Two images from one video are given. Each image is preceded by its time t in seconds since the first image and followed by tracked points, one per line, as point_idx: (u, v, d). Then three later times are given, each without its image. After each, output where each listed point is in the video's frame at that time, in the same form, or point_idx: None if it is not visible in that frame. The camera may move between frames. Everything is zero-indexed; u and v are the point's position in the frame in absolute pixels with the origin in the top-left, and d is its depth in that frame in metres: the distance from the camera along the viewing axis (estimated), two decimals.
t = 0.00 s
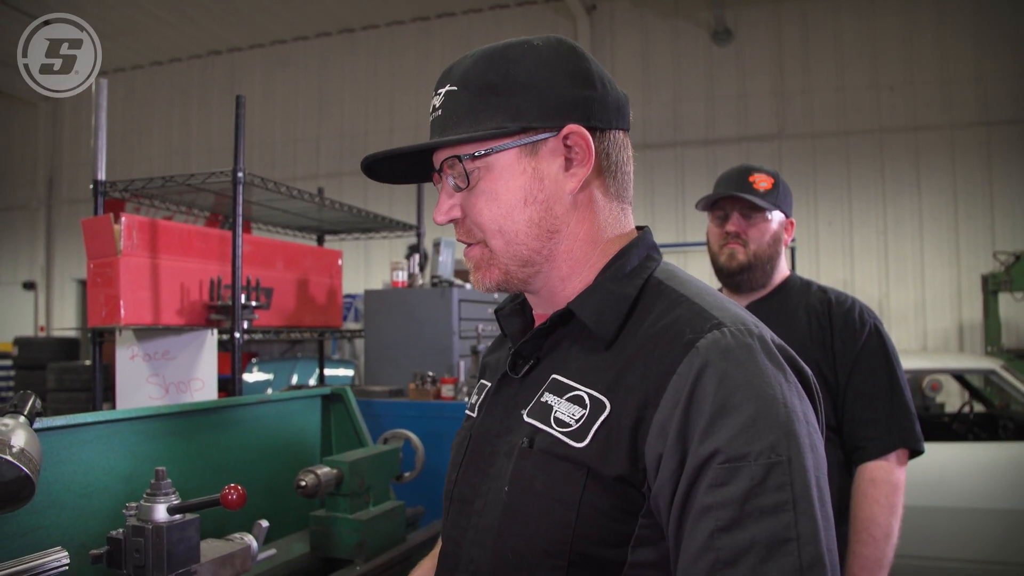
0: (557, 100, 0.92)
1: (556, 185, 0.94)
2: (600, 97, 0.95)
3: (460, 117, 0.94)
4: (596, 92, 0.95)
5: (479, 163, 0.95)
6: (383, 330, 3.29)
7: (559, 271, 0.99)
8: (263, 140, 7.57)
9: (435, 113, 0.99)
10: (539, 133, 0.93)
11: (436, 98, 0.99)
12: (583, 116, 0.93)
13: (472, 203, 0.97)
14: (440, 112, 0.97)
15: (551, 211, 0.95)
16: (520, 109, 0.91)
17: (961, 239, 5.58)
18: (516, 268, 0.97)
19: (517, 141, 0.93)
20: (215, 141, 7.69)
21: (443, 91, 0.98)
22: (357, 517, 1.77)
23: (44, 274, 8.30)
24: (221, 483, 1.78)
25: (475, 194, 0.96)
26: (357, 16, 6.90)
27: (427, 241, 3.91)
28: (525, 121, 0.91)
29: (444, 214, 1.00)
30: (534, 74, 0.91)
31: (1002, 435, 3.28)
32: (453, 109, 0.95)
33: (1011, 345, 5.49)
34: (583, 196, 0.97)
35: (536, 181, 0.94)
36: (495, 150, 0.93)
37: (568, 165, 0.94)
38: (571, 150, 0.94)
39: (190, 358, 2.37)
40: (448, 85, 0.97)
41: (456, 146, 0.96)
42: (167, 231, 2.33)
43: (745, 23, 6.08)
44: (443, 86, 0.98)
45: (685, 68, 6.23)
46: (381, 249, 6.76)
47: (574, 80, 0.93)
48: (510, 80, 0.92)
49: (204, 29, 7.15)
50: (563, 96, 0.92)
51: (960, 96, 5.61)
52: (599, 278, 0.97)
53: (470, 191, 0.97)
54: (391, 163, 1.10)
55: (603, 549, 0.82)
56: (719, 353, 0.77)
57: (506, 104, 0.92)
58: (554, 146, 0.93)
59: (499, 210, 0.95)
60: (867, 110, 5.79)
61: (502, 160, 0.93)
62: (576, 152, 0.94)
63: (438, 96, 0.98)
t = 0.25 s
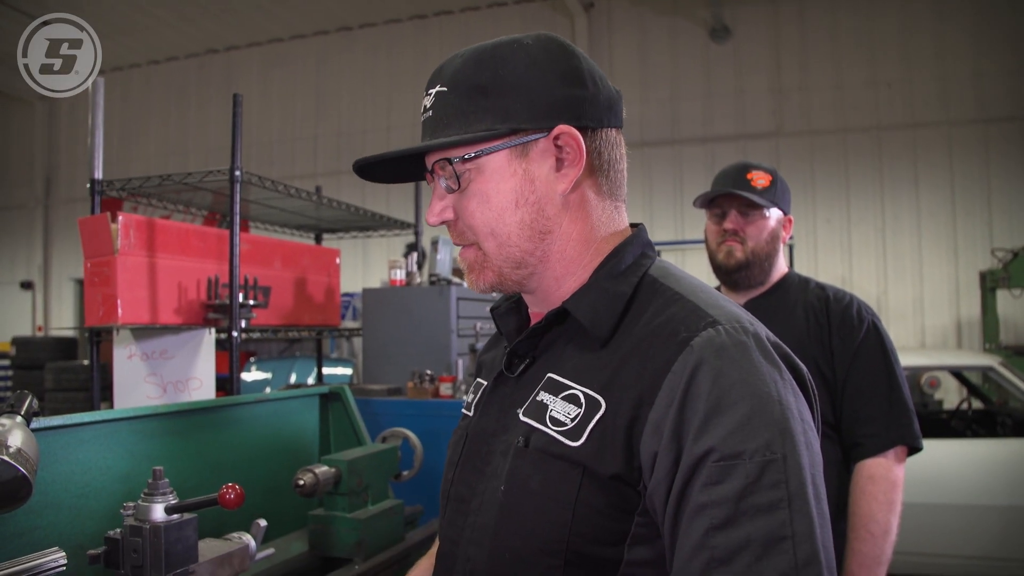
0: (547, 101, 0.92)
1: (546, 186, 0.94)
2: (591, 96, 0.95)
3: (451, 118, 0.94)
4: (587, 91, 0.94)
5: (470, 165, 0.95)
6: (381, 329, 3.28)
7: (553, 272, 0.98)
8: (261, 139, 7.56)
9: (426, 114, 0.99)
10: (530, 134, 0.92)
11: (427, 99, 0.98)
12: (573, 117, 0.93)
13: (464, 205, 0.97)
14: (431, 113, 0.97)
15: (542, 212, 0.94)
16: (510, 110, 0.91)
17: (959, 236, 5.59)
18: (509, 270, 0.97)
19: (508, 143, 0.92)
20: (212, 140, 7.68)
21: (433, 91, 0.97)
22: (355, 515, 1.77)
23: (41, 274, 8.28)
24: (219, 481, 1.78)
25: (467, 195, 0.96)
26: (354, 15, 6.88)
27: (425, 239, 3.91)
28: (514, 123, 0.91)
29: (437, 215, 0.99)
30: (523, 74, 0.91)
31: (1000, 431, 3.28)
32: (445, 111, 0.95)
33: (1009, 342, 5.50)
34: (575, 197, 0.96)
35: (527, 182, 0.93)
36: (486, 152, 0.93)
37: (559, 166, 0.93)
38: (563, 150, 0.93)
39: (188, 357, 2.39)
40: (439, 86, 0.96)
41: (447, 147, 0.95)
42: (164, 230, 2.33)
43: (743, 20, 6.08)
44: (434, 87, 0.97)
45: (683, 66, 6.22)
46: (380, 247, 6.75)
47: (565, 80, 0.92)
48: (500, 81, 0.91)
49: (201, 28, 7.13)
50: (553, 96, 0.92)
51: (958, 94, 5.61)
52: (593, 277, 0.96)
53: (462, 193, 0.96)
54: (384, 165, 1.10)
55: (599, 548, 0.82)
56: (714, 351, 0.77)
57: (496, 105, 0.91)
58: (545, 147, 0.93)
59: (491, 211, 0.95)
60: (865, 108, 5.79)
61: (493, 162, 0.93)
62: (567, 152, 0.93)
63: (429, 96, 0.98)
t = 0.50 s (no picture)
0: (539, 103, 0.91)
1: (538, 190, 0.93)
2: (583, 97, 0.94)
3: (443, 121, 0.93)
4: (579, 93, 0.94)
5: (461, 168, 0.94)
6: (378, 328, 3.28)
7: (546, 274, 0.98)
8: (257, 138, 7.55)
9: (417, 114, 0.98)
10: (521, 137, 0.92)
11: (418, 100, 0.97)
12: (565, 119, 0.92)
13: (456, 209, 0.96)
14: (422, 114, 0.96)
15: (535, 216, 0.94)
16: (502, 113, 0.91)
17: (955, 233, 5.59)
18: (502, 273, 0.96)
19: (500, 146, 0.92)
20: (208, 139, 7.66)
21: (424, 92, 0.96)
22: (353, 515, 1.76)
23: (37, 274, 8.26)
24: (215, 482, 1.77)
25: (459, 199, 0.95)
26: (350, 13, 6.86)
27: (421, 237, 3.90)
28: (506, 126, 0.90)
29: (429, 218, 0.98)
30: (515, 77, 0.90)
31: (997, 428, 3.29)
32: (436, 112, 0.94)
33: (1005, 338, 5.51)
34: (568, 200, 0.96)
35: (519, 186, 0.93)
36: (478, 155, 0.92)
37: (552, 169, 0.93)
38: (555, 153, 0.93)
39: (184, 358, 2.36)
40: (430, 87, 0.95)
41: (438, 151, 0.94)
42: (159, 230, 2.32)
43: (739, 18, 6.08)
44: (425, 87, 0.96)
45: (679, 63, 6.22)
46: (377, 246, 6.74)
47: (557, 82, 0.92)
48: (492, 84, 0.91)
49: (196, 27, 7.10)
50: (545, 98, 0.91)
51: (954, 90, 5.62)
52: (588, 278, 0.96)
53: (454, 196, 0.96)
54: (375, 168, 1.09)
55: (598, 549, 0.81)
56: (712, 351, 0.77)
57: (488, 108, 0.91)
58: (537, 150, 0.92)
59: (484, 215, 0.94)
60: (861, 105, 5.80)
61: (485, 165, 0.92)
62: (559, 155, 0.93)
63: (420, 97, 0.97)
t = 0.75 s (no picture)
0: (550, 108, 0.90)
1: (549, 194, 0.93)
2: (594, 101, 0.93)
3: (451, 123, 0.92)
4: (589, 96, 0.93)
5: (471, 172, 0.93)
6: (383, 326, 3.28)
7: (556, 276, 0.98)
8: (262, 137, 7.56)
9: (424, 116, 0.97)
10: (532, 142, 0.91)
11: (425, 100, 0.96)
12: (576, 124, 0.92)
13: (466, 211, 0.95)
14: (430, 116, 0.95)
15: (545, 220, 0.93)
16: (513, 117, 0.89)
17: (962, 232, 5.56)
18: (511, 275, 0.96)
19: (511, 150, 0.90)
20: (214, 138, 7.68)
21: (432, 92, 0.95)
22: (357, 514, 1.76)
23: (43, 272, 8.29)
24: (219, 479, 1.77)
25: (469, 202, 0.94)
26: (355, 12, 6.86)
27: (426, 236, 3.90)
28: (517, 131, 0.89)
29: (437, 220, 0.97)
30: (526, 80, 0.89)
31: (1004, 428, 3.27)
32: (445, 115, 0.93)
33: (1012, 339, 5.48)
34: (578, 203, 0.95)
35: (530, 190, 0.92)
36: (488, 159, 0.91)
37: (562, 173, 0.92)
38: (566, 158, 0.92)
39: (187, 356, 2.36)
40: (438, 88, 0.94)
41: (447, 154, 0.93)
42: (164, 228, 2.32)
43: (744, 16, 6.05)
44: (433, 88, 0.95)
45: (685, 62, 6.20)
46: (382, 245, 6.74)
47: (568, 86, 0.91)
48: (502, 87, 0.89)
49: (202, 26, 7.11)
50: (556, 101, 0.90)
51: (961, 89, 5.59)
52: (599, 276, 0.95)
53: (463, 199, 0.94)
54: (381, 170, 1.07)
55: (607, 546, 0.81)
56: (723, 351, 0.76)
57: (498, 113, 0.90)
58: (547, 154, 0.91)
59: (494, 218, 0.93)
60: (867, 104, 5.77)
61: (497, 170, 0.91)
62: (570, 159, 0.92)
63: (427, 97, 0.96)
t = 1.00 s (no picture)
0: (560, 109, 0.89)
1: (559, 195, 0.92)
2: (604, 102, 0.93)
3: (461, 124, 0.91)
4: (599, 97, 0.92)
5: (481, 173, 0.92)
6: (388, 325, 3.28)
7: (565, 276, 0.97)
8: (268, 136, 7.57)
9: (434, 116, 0.95)
10: (543, 142, 0.90)
11: (435, 100, 0.95)
12: (586, 124, 0.91)
13: (476, 212, 0.94)
14: (440, 116, 0.94)
15: (555, 221, 0.92)
16: (523, 118, 0.89)
17: (969, 234, 5.53)
18: (521, 276, 0.95)
19: (522, 151, 0.90)
20: (220, 136, 7.69)
21: (442, 93, 0.94)
22: (361, 513, 1.75)
23: (50, 269, 8.33)
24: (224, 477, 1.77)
25: (479, 202, 0.93)
26: (361, 11, 6.86)
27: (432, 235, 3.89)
28: (528, 132, 0.89)
29: (447, 220, 0.96)
30: (537, 82, 0.88)
31: (1011, 431, 3.25)
32: (455, 115, 0.92)
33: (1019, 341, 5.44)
34: (588, 204, 0.95)
35: (540, 191, 0.91)
36: (499, 161, 0.90)
37: (572, 174, 0.92)
38: (576, 159, 0.91)
39: (193, 355, 2.35)
40: (448, 88, 0.93)
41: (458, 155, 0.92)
42: (171, 226, 2.32)
43: (751, 16, 6.03)
44: (443, 88, 0.94)
45: (691, 62, 6.18)
46: (387, 243, 6.75)
47: (578, 87, 0.90)
48: (512, 88, 0.88)
49: (208, 25, 7.12)
50: (566, 103, 0.90)
51: (969, 90, 5.55)
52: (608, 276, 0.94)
53: (473, 199, 0.94)
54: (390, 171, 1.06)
55: (617, 543, 0.81)
56: (733, 350, 0.75)
57: (508, 114, 0.89)
58: (558, 155, 0.91)
59: (504, 219, 0.92)
60: (875, 105, 5.74)
61: (508, 170, 0.90)
62: (580, 161, 0.91)
63: (437, 97, 0.95)
